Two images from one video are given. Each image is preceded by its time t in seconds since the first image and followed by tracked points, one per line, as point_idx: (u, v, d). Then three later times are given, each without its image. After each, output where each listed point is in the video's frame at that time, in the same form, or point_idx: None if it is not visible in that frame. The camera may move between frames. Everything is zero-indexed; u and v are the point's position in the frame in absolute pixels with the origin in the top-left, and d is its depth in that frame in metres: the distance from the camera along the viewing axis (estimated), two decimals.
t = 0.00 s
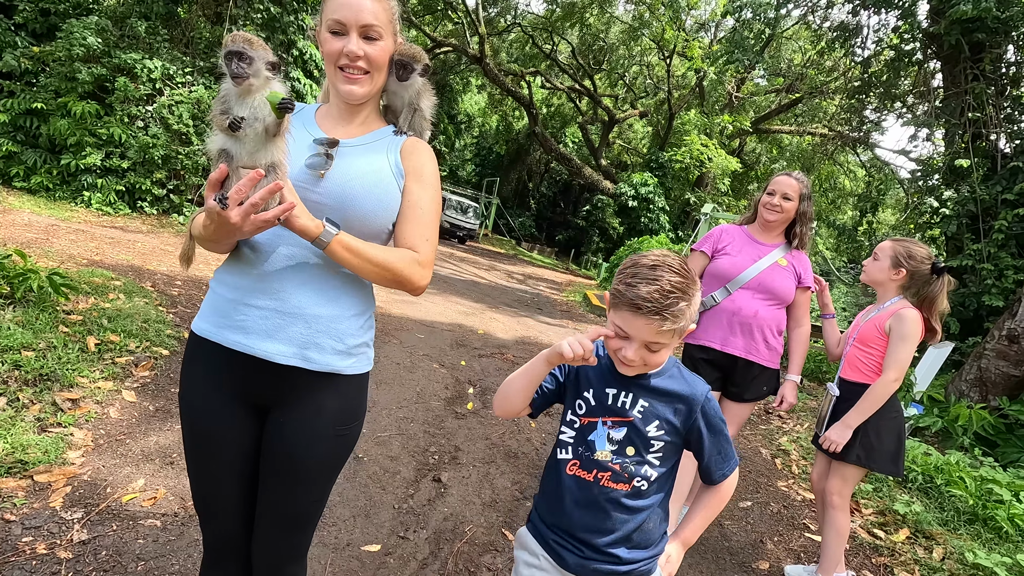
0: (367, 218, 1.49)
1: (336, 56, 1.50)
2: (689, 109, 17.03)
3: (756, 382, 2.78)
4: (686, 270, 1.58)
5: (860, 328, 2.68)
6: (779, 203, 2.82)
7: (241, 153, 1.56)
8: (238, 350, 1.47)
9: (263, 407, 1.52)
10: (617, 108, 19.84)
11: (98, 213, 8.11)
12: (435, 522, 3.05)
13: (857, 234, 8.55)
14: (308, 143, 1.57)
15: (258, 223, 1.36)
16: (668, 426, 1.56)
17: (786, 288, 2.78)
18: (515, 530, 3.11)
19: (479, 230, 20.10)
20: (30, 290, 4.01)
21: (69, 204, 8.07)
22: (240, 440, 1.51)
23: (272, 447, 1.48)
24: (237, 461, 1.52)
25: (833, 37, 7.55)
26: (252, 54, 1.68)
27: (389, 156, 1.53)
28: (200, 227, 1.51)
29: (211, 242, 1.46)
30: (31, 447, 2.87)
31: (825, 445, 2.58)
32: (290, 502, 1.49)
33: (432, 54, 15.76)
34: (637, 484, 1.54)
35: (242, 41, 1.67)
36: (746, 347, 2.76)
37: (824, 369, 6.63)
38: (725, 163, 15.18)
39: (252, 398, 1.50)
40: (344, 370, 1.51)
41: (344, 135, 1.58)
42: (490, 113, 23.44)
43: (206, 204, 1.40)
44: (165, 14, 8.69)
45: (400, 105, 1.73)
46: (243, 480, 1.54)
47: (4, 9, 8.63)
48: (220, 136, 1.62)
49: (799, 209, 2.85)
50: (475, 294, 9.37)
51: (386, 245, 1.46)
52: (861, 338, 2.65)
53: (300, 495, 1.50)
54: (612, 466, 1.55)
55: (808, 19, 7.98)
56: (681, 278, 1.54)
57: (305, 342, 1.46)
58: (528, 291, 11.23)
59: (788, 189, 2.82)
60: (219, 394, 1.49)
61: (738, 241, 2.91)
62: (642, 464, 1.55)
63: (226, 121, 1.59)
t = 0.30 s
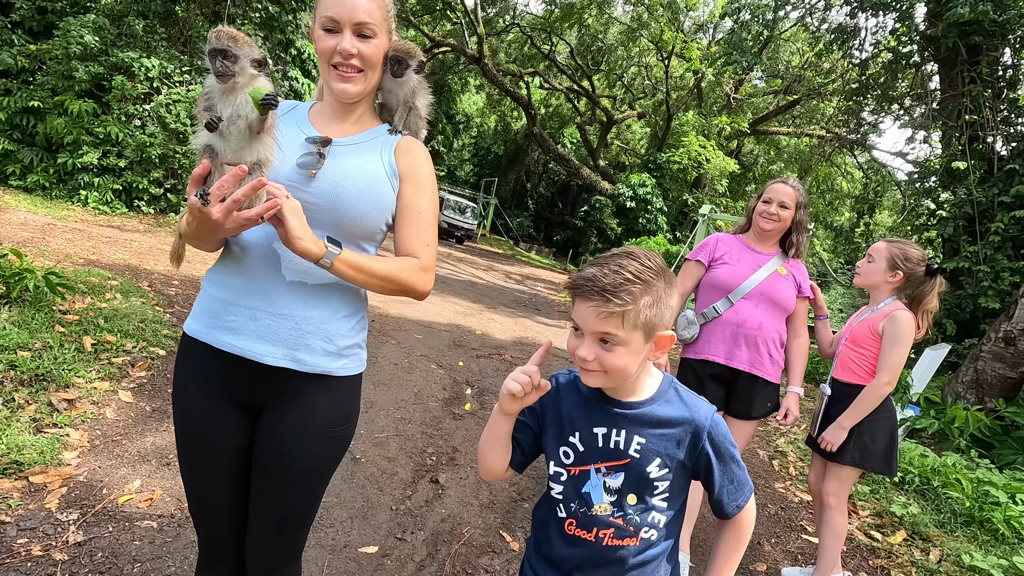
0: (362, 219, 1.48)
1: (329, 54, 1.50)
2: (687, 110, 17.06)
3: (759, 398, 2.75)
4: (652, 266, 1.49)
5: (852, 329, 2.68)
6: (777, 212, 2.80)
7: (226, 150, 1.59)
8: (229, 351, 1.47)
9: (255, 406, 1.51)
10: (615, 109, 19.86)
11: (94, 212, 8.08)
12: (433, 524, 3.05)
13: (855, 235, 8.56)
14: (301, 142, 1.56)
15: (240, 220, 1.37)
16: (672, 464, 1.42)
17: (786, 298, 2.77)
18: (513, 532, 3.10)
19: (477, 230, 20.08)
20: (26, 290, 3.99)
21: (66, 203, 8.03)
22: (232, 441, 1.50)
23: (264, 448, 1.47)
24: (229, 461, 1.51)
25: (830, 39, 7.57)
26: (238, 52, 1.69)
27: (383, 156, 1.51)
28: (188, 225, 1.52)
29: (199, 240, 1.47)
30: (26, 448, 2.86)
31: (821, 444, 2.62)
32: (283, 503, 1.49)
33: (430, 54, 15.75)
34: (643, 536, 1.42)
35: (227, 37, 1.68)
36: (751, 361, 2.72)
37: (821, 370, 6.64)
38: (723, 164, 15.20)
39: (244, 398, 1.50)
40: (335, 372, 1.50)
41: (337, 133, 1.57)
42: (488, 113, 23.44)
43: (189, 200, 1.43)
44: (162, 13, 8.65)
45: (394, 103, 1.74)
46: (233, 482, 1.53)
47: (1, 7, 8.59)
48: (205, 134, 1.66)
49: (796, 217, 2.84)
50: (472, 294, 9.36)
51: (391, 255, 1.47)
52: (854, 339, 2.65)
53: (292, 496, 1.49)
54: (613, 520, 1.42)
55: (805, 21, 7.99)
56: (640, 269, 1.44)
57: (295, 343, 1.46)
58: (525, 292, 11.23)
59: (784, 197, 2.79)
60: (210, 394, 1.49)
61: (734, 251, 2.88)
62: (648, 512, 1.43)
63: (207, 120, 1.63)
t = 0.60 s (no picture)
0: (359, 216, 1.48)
1: (326, 56, 1.50)
2: (685, 111, 17.09)
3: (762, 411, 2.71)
4: (717, 291, 1.37)
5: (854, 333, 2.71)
6: (783, 213, 2.79)
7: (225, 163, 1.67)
8: (223, 353, 1.47)
9: (250, 410, 1.51)
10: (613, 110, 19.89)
11: (92, 212, 8.07)
12: (431, 525, 3.05)
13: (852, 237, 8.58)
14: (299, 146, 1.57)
15: (239, 231, 1.38)
16: (708, 536, 1.25)
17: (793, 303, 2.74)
18: (511, 534, 3.10)
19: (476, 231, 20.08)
20: (24, 291, 3.98)
21: (64, 202, 8.01)
22: (227, 443, 1.50)
23: (259, 451, 1.47)
24: (224, 464, 1.51)
25: (828, 42, 7.59)
26: (242, 73, 1.73)
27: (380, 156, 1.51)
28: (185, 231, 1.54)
29: (196, 246, 1.48)
30: (23, 449, 2.85)
31: (831, 424, 2.60)
32: (277, 506, 1.48)
33: (429, 54, 15.75)
34: None
35: (238, 61, 1.73)
36: (755, 372, 2.70)
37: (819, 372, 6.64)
38: (721, 165, 15.23)
39: (239, 402, 1.49)
40: (330, 374, 1.50)
41: (335, 136, 1.58)
42: (487, 113, 23.47)
43: (188, 209, 1.44)
44: (161, 13, 8.62)
45: (391, 106, 1.72)
46: (228, 486, 1.53)
47: None
48: (204, 146, 1.72)
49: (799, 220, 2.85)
50: (471, 295, 9.37)
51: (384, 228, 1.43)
52: (856, 343, 2.68)
53: (287, 499, 1.48)
54: None
55: (804, 23, 8.00)
56: (701, 293, 1.33)
57: (290, 346, 1.46)
58: (524, 292, 11.23)
59: (790, 198, 2.80)
60: (205, 397, 1.49)
61: (736, 258, 2.86)
62: None
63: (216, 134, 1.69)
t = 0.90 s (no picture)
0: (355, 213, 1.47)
1: (326, 56, 1.50)
2: (684, 113, 17.12)
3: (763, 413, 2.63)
4: (817, 301, 1.29)
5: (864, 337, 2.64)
6: (810, 220, 2.61)
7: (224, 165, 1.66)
8: (224, 354, 1.47)
9: (249, 410, 1.51)
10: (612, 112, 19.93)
11: (90, 212, 8.05)
12: (430, 526, 3.04)
13: (850, 239, 8.59)
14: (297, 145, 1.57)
15: (239, 233, 1.38)
16: None
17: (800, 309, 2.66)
18: (509, 535, 3.10)
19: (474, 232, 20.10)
20: (21, 291, 3.97)
21: (61, 203, 7.99)
22: (226, 444, 1.50)
23: (257, 452, 1.46)
24: (223, 465, 1.50)
25: (826, 44, 7.60)
26: (242, 71, 1.71)
27: (377, 154, 1.51)
28: (185, 233, 1.54)
29: (195, 249, 1.48)
30: (20, 450, 2.84)
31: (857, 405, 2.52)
32: (276, 506, 1.47)
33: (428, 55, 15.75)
34: None
35: (237, 59, 1.71)
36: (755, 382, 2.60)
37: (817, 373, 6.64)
38: (719, 167, 15.25)
39: (238, 401, 1.49)
40: (330, 374, 1.50)
41: (334, 136, 1.57)
42: (486, 115, 23.49)
43: (188, 213, 1.45)
44: (160, 13, 8.55)
45: (390, 106, 1.71)
46: (227, 486, 1.52)
47: None
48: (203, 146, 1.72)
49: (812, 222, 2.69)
50: (469, 296, 9.36)
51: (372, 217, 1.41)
52: (868, 347, 2.61)
53: (286, 499, 1.48)
54: None
55: (803, 25, 8.01)
56: (787, 294, 1.28)
57: (291, 345, 1.46)
58: (522, 294, 11.22)
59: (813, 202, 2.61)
60: (205, 397, 1.49)
61: (747, 254, 2.65)
62: None
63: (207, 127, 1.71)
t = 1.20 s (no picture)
0: (357, 216, 1.48)
1: (324, 59, 1.50)
2: (684, 115, 17.15)
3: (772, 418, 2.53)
4: (837, 302, 1.35)
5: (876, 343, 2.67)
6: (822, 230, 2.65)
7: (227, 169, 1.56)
8: (225, 356, 1.48)
9: (250, 411, 1.51)
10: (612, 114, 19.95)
11: (90, 213, 8.06)
12: (429, 528, 3.04)
13: (849, 240, 8.60)
14: (296, 148, 1.57)
15: (239, 237, 1.39)
16: None
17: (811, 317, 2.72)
18: (509, 537, 3.10)
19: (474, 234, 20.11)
20: (21, 291, 3.97)
21: (62, 204, 8.00)
22: (226, 445, 1.50)
23: (257, 453, 1.46)
24: (223, 466, 1.51)
25: (825, 46, 7.61)
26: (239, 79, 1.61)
27: (378, 158, 1.51)
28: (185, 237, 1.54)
29: (196, 252, 1.49)
30: (20, 451, 2.84)
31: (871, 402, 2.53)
32: (276, 508, 1.47)
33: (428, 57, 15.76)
34: None
35: (227, 66, 1.60)
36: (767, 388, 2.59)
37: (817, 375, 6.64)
38: (719, 169, 15.26)
39: (238, 402, 1.50)
40: (331, 377, 1.50)
41: (333, 139, 1.57)
42: (486, 116, 23.52)
43: (189, 217, 1.45)
44: (161, 14, 8.61)
45: (389, 107, 1.71)
46: (227, 488, 1.52)
47: None
48: (203, 151, 1.67)
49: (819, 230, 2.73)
50: (469, 297, 9.37)
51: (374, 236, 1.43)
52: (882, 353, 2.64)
53: (286, 501, 1.48)
54: None
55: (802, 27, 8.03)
56: (808, 295, 1.34)
57: (291, 348, 1.46)
58: (522, 295, 11.23)
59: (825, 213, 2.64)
60: (206, 399, 1.49)
61: (763, 262, 2.64)
62: None
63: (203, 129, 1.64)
